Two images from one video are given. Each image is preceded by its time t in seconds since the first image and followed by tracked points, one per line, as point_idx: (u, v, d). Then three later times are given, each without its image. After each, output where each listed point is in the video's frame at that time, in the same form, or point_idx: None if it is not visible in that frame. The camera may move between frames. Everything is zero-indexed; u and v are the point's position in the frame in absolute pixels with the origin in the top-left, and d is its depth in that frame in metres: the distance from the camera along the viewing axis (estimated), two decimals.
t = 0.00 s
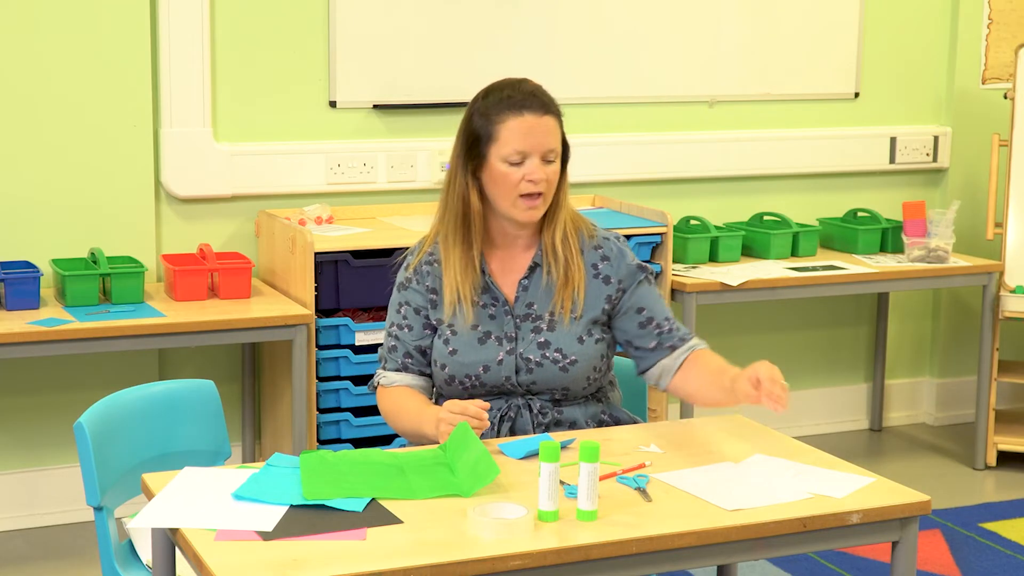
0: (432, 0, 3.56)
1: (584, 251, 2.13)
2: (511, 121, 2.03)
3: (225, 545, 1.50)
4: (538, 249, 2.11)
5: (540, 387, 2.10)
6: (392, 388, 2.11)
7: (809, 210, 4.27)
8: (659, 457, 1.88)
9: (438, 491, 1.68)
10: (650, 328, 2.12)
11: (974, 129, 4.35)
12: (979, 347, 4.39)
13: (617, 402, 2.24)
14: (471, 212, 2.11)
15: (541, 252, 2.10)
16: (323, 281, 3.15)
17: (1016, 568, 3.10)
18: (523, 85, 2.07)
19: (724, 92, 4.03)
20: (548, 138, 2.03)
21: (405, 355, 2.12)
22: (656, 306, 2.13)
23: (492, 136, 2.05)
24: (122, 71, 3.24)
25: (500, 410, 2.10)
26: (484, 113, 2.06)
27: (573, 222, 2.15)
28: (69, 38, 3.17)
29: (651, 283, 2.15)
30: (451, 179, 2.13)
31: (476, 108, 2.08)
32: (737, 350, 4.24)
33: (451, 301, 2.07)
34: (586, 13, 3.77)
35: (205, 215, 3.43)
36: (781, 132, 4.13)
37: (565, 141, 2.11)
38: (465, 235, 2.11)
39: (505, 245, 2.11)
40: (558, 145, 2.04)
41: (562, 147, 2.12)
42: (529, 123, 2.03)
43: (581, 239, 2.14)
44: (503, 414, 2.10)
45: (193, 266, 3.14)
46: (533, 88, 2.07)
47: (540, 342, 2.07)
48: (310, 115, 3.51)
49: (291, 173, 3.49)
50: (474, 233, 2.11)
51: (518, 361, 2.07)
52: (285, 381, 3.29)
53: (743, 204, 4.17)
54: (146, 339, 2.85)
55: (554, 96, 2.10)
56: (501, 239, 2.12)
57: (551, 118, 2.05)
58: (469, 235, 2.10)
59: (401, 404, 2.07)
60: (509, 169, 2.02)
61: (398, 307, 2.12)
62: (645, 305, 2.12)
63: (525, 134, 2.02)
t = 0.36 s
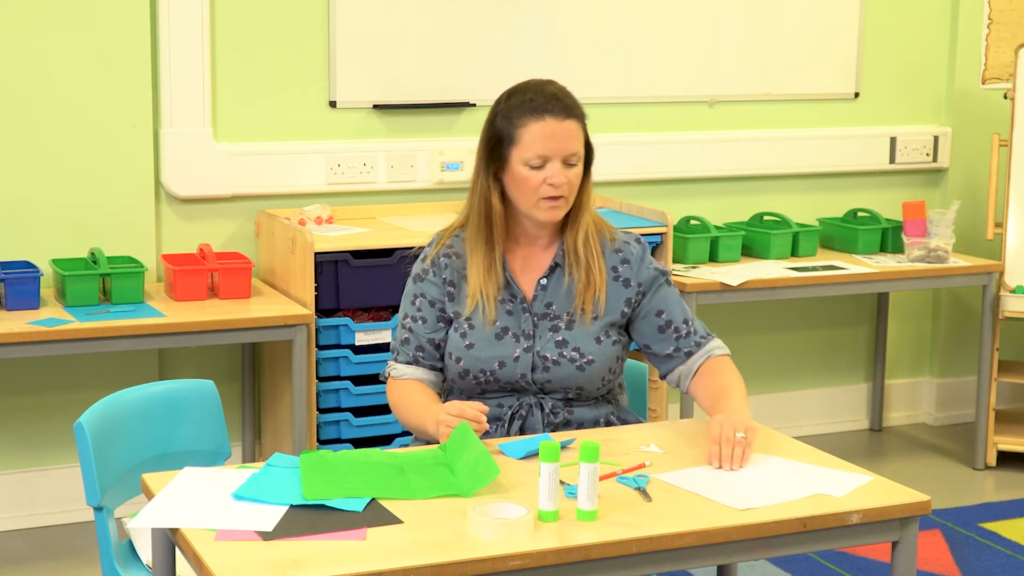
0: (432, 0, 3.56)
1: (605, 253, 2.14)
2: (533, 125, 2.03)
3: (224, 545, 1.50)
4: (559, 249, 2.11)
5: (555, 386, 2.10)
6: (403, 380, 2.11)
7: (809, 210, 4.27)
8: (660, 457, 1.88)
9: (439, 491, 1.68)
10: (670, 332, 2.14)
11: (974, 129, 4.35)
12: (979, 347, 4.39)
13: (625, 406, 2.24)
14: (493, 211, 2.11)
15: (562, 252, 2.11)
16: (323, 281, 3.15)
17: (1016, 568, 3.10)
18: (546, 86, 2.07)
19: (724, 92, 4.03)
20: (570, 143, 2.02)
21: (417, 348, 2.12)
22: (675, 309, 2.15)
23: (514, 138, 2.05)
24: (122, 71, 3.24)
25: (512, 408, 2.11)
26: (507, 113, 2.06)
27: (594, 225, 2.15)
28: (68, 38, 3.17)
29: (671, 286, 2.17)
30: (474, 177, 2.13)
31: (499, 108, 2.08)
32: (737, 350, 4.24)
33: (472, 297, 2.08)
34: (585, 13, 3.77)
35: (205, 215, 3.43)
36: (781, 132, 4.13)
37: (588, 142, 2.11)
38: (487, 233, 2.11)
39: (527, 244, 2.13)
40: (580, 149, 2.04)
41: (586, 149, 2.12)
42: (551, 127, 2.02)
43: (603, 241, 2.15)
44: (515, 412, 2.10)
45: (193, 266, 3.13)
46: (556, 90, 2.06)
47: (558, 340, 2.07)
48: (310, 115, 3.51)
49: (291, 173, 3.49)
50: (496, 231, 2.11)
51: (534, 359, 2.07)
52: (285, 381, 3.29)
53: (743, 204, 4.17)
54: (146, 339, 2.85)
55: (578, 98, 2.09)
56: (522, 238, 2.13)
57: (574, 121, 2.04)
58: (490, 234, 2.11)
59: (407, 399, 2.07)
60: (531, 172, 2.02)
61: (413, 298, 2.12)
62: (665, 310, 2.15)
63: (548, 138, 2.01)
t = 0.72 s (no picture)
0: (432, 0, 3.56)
1: (612, 255, 2.13)
2: (543, 122, 2.03)
3: (225, 545, 1.49)
4: (567, 250, 2.12)
5: (560, 387, 2.11)
6: (405, 375, 2.08)
7: (809, 210, 4.27)
8: (660, 457, 1.88)
9: (439, 491, 1.68)
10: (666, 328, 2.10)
11: (974, 128, 4.35)
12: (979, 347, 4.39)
13: (627, 404, 2.25)
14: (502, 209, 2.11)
15: (570, 253, 2.11)
16: (323, 281, 3.15)
17: (1016, 568, 3.10)
18: (556, 85, 2.07)
19: (724, 92, 4.03)
20: (580, 141, 2.02)
21: (423, 345, 2.10)
22: (674, 304, 2.12)
23: (524, 136, 2.05)
24: (122, 71, 3.24)
25: (515, 406, 2.11)
26: (517, 112, 2.06)
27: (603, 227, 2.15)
28: (68, 38, 3.17)
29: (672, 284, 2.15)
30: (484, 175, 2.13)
31: (509, 106, 2.08)
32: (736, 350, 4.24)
33: (479, 295, 2.08)
34: (585, 13, 3.77)
35: (205, 215, 3.43)
36: (781, 132, 4.13)
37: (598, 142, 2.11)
38: (496, 232, 2.10)
39: (536, 245, 2.12)
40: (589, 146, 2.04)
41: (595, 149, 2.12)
42: (561, 124, 2.02)
43: (610, 243, 2.14)
44: (519, 410, 2.11)
45: (193, 266, 3.14)
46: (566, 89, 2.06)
47: (564, 341, 2.08)
48: (310, 115, 3.51)
49: (291, 173, 3.49)
50: (505, 230, 2.11)
51: (541, 360, 2.08)
52: (285, 381, 3.29)
53: (743, 204, 4.17)
54: (146, 339, 2.85)
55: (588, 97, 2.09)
56: (531, 237, 2.12)
57: (584, 120, 2.04)
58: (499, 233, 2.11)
59: (411, 394, 2.05)
60: (541, 169, 2.02)
61: (418, 296, 2.11)
62: (662, 304, 2.12)
63: (556, 135, 2.02)
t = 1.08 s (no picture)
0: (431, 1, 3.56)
1: (616, 260, 2.09)
2: (531, 111, 2.05)
3: (224, 545, 1.49)
4: (574, 253, 2.11)
5: (556, 393, 2.10)
6: (411, 371, 2.12)
7: (809, 210, 4.27)
8: (660, 457, 1.88)
9: (438, 491, 1.68)
10: (659, 326, 2.04)
11: (973, 128, 4.35)
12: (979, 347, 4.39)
13: (631, 412, 2.24)
14: (505, 205, 2.13)
15: (576, 257, 2.10)
16: (323, 281, 3.15)
17: (1016, 568, 3.10)
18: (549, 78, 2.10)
19: (724, 92, 4.03)
20: (566, 128, 2.03)
21: (430, 341, 2.13)
22: (668, 301, 2.05)
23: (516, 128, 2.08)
24: (122, 71, 3.24)
25: (512, 408, 2.11)
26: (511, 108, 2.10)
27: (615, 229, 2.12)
28: (67, 38, 3.17)
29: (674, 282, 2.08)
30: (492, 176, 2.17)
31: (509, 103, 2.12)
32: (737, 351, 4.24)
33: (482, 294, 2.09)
34: (585, 13, 3.77)
35: (205, 215, 3.43)
36: (781, 132, 4.13)
37: (599, 135, 2.10)
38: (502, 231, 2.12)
39: (544, 245, 2.11)
40: (580, 133, 2.04)
41: (601, 145, 2.11)
42: (548, 113, 2.04)
43: (617, 247, 2.10)
44: (514, 412, 2.11)
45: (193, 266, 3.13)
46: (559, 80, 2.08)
47: (560, 349, 2.06)
48: (310, 115, 3.51)
49: (291, 173, 3.49)
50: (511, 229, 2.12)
51: (537, 365, 2.07)
52: (285, 381, 3.29)
53: (743, 204, 4.17)
54: (146, 339, 2.85)
55: (590, 91, 2.10)
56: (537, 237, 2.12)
57: (573, 108, 2.05)
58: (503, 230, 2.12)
59: (416, 394, 2.07)
60: (527, 156, 2.03)
61: (429, 290, 2.14)
62: (656, 304, 2.06)
63: (542, 120, 2.03)
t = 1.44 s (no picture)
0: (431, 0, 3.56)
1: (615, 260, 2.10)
2: (519, 113, 2.05)
3: (224, 545, 1.49)
4: (570, 253, 2.10)
5: (555, 393, 2.10)
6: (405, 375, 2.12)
7: (810, 210, 4.27)
8: (660, 457, 1.88)
9: (438, 491, 1.68)
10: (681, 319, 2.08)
11: (973, 128, 4.35)
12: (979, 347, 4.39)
13: (628, 409, 2.24)
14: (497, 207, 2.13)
15: (573, 258, 2.09)
16: (323, 281, 3.15)
17: (1016, 568, 3.10)
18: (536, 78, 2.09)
19: (724, 92, 4.03)
20: (555, 128, 2.03)
21: (424, 343, 2.13)
22: (682, 296, 2.09)
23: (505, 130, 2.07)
24: (122, 71, 3.24)
25: (510, 409, 2.11)
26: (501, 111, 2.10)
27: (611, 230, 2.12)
28: (68, 38, 3.17)
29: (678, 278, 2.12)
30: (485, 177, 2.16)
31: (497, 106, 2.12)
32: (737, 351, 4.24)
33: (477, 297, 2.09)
34: (585, 13, 3.77)
35: (205, 215, 3.43)
36: (782, 132, 4.13)
37: (590, 135, 2.09)
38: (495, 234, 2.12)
39: (539, 247, 2.11)
40: (569, 133, 2.03)
41: (591, 144, 2.10)
42: (536, 114, 2.04)
43: (615, 247, 2.11)
44: (513, 413, 2.11)
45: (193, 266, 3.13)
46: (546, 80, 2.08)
47: (558, 348, 2.06)
48: (310, 115, 3.51)
49: (291, 173, 3.49)
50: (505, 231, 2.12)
51: (535, 365, 2.07)
52: (286, 381, 3.29)
53: (743, 204, 4.17)
54: (146, 339, 2.85)
55: (579, 91, 2.09)
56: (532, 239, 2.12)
57: (562, 108, 2.05)
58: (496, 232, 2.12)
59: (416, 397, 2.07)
60: (517, 158, 2.03)
61: (423, 294, 2.14)
62: (670, 299, 2.09)
63: (531, 122, 2.03)
